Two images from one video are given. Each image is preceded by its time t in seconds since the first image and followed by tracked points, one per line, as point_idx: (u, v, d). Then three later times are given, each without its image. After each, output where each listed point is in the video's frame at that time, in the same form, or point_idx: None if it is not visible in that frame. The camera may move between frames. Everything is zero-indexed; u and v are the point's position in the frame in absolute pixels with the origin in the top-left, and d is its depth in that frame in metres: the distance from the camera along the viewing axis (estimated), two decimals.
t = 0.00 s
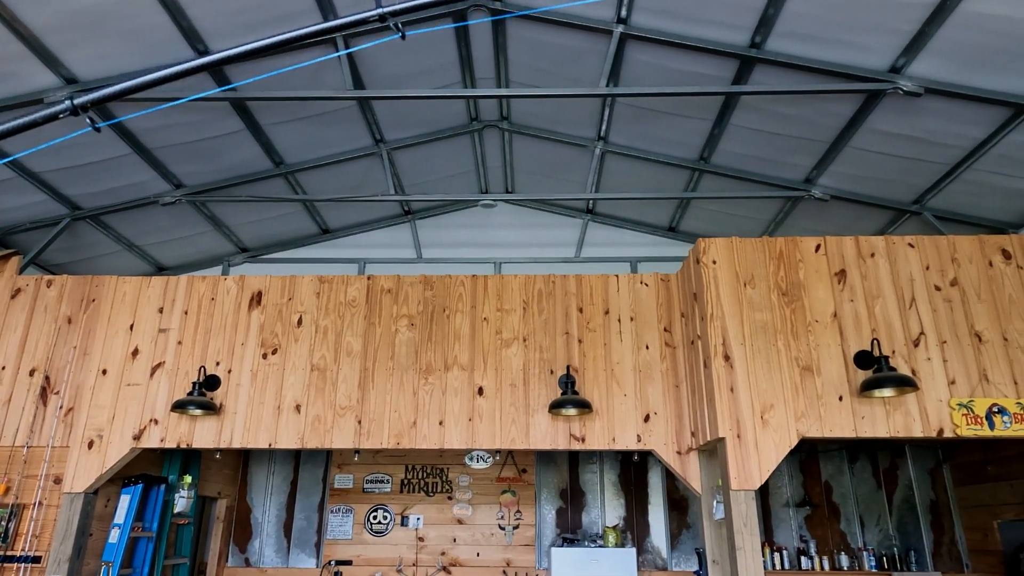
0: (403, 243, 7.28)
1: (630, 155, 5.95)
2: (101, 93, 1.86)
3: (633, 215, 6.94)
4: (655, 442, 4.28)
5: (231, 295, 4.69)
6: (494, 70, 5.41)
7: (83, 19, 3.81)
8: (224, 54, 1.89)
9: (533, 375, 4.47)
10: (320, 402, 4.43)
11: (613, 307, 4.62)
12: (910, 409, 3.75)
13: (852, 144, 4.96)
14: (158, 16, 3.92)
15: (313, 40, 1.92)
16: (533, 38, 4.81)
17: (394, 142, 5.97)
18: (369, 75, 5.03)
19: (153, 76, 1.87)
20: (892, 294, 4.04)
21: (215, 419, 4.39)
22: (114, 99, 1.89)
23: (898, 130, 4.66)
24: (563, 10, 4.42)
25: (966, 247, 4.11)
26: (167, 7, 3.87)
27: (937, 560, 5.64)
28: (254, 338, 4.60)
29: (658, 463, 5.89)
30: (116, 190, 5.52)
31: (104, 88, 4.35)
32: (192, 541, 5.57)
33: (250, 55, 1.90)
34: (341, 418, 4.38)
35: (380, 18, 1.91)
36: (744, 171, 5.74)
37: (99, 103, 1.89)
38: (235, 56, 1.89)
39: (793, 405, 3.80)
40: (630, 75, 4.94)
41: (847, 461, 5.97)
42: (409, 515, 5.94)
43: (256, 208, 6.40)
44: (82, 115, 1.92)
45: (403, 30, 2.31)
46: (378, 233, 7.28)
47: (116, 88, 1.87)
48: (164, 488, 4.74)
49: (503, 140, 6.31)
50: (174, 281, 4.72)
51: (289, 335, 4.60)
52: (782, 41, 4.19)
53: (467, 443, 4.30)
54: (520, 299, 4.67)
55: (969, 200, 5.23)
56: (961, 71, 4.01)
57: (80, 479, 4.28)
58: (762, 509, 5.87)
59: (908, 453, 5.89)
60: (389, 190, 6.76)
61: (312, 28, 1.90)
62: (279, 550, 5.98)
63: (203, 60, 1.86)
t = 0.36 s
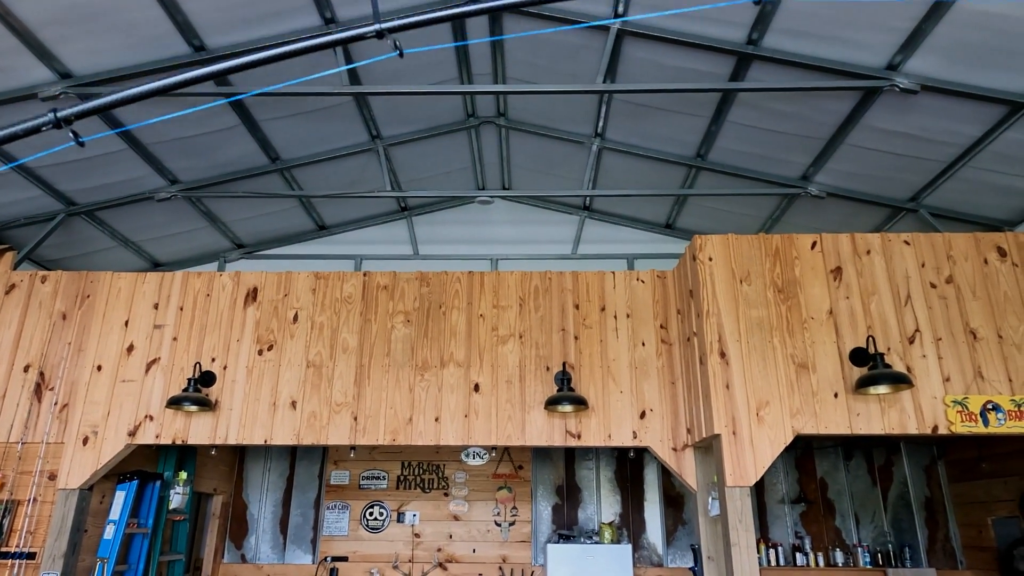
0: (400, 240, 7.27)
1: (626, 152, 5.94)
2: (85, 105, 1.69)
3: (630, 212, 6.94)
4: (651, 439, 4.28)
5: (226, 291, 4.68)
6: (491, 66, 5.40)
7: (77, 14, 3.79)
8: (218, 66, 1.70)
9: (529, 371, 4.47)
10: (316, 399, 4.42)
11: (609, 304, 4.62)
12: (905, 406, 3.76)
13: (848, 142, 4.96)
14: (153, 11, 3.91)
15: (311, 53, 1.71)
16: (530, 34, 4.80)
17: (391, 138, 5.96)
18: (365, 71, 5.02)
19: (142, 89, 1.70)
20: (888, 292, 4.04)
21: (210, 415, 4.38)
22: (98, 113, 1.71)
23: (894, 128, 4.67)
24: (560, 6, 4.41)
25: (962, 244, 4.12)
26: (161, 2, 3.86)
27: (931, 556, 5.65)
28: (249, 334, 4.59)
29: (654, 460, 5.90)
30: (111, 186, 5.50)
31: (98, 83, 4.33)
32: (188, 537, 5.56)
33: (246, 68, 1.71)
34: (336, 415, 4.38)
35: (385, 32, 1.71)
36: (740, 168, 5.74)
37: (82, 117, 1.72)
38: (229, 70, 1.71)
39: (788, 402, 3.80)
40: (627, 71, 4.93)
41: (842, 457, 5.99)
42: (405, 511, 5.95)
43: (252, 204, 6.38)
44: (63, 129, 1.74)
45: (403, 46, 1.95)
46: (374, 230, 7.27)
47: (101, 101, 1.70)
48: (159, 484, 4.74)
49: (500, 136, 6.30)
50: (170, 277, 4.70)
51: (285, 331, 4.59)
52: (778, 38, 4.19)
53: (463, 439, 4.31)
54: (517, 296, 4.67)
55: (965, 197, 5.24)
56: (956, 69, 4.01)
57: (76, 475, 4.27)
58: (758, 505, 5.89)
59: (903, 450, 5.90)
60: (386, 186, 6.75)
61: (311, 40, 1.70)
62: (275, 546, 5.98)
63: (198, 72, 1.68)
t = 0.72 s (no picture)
0: (396, 237, 7.27)
1: (623, 150, 5.94)
2: (82, 155, 1.83)
3: (626, 210, 6.94)
4: (646, 436, 4.29)
5: (222, 289, 4.67)
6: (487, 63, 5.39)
7: (71, 10, 3.77)
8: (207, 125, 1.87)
9: (525, 369, 4.47)
10: (312, 396, 4.42)
11: (605, 302, 4.62)
12: (900, 404, 3.77)
13: (845, 140, 4.97)
14: (148, 7, 3.90)
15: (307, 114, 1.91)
16: (526, 31, 4.80)
17: (387, 135, 5.95)
18: (361, 69, 5.01)
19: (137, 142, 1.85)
20: (883, 289, 4.05)
21: (206, 413, 4.38)
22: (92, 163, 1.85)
23: (890, 126, 4.67)
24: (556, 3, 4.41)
25: (957, 242, 4.13)
26: None
27: (926, 553, 5.66)
28: (245, 332, 4.58)
29: (650, 458, 5.90)
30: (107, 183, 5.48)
31: (93, 80, 4.32)
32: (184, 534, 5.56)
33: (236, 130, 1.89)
34: (332, 412, 4.37)
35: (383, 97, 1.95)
36: (737, 166, 5.74)
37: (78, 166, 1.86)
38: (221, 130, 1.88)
39: (783, 399, 3.81)
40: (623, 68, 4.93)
41: (838, 455, 6.00)
42: (402, 509, 5.95)
43: (248, 202, 6.37)
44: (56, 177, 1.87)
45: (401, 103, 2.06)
46: (371, 228, 7.26)
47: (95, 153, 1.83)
48: (155, 482, 4.73)
49: (497, 134, 6.29)
50: (165, 274, 4.69)
51: (281, 329, 4.59)
52: (775, 36, 4.19)
53: (459, 437, 4.31)
54: (513, 293, 4.66)
55: (961, 195, 5.25)
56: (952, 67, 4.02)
57: (71, 473, 4.26)
58: (754, 503, 5.90)
59: (898, 448, 5.91)
60: (382, 184, 6.74)
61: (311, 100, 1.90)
62: (272, 544, 5.98)
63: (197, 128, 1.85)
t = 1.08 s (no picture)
0: (394, 236, 7.26)
1: (621, 149, 5.94)
2: (47, 132, 1.92)
3: (624, 209, 6.93)
4: (644, 435, 4.28)
5: (219, 287, 4.66)
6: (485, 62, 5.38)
7: (68, 8, 3.76)
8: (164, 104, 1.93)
9: (523, 368, 4.47)
10: (309, 395, 4.41)
11: (602, 301, 4.61)
12: (897, 402, 3.77)
13: (842, 139, 4.97)
14: (145, 5, 3.89)
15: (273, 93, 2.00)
16: (524, 30, 4.79)
17: (385, 134, 5.94)
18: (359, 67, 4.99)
19: (99, 120, 1.92)
20: (880, 288, 4.05)
21: (203, 412, 4.37)
22: (57, 141, 1.93)
23: (888, 125, 4.67)
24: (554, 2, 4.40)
25: (955, 241, 4.13)
26: None
27: (923, 552, 5.66)
28: (242, 331, 4.57)
29: (648, 457, 5.91)
30: (103, 182, 5.47)
31: (90, 78, 4.31)
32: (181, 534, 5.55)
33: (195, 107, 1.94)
34: (329, 411, 4.37)
35: (355, 74, 2.00)
36: (735, 165, 5.74)
37: (44, 144, 1.94)
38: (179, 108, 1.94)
39: (780, 398, 3.80)
40: (621, 67, 4.92)
41: (835, 454, 6.01)
42: (400, 508, 5.94)
43: (245, 201, 6.36)
44: (23, 155, 1.95)
45: (378, 90, 2.23)
46: (368, 227, 7.25)
47: (56, 131, 1.91)
48: (152, 481, 4.73)
49: (494, 133, 6.28)
50: (162, 273, 4.68)
51: (277, 327, 4.58)
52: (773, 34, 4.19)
53: (456, 436, 4.30)
54: (510, 292, 4.66)
55: (958, 195, 5.26)
56: (950, 66, 4.01)
57: (67, 472, 4.25)
58: (752, 502, 5.91)
59: (896, 447, 5.91)
60: (380, 183, 6.72)
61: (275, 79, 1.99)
62: (269, 544, 5.97)
63: (159, 106, 1.91)
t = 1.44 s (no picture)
0: (394, 238, 7.26)
1: (620, 151, 5.94)
2: (39, 133, 1.80)
3: (624, 211, 6.94)
4: (643, 437, 4.28)
5: (219, 289, 4.66)
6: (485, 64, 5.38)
7: (68, 10, 3.77)
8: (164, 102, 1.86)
9: (522, 370, 4.47)
10: (309, 397, 4.41)
11: (602, 303, 4.62)
12: (897, 404, 3.77)
13: (842, 141, 4.97)
14: (145, 7, 3.90)
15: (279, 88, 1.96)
16: (523, 32, 4.80)
17: (385, 136, 5.95)
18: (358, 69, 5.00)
19: (98, 119, 1.82)
20: (880, 290, 4.05)
21: (202, 415, 4.37)
22: (48, 143, 1.82)
23: (887, 127, 4.68)
24: (554, 4, 4.41)
25: (954, 243, 4.13)
26: None
27: (923, 554, 5.65)
28: (242, 333, 4.57)
29: (647, 459, 5.91)
30: (104, 184, 5.48)
31: (90, 81, 4.31)
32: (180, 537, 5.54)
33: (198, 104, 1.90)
34: (329, 413, 4.37)
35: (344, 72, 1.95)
36: (735, 167, 5.74)
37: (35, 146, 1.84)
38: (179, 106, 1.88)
39: (780, 400, 3.80)
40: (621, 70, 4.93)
41: (835, 456, 6.01)
42: (400, 510, 5.94)
43: (245, 203, 6.36)
44: (13, 157, 1.85)
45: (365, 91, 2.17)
46: (368, 228, 7.25)
47: (49, 131, 1.81)
48: (151, 483, 4.74)
49: (494, 135, 6.29)
50: (162, 276, 4.69)
51: (277, 330, 4.58)
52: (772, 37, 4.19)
53: (456, 438, 4.30)
54: (510, 294, 4.66)
55: (957, 197, 5.26)
56: (949, 68, 4.02)
57: (66, 474, 4.24)
58: (751, 505, 5.91)
59: (896, 449, 5.90)
60: (380, 185, 6.73)
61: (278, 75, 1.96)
62: (269, 546, 5.96)
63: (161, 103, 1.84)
